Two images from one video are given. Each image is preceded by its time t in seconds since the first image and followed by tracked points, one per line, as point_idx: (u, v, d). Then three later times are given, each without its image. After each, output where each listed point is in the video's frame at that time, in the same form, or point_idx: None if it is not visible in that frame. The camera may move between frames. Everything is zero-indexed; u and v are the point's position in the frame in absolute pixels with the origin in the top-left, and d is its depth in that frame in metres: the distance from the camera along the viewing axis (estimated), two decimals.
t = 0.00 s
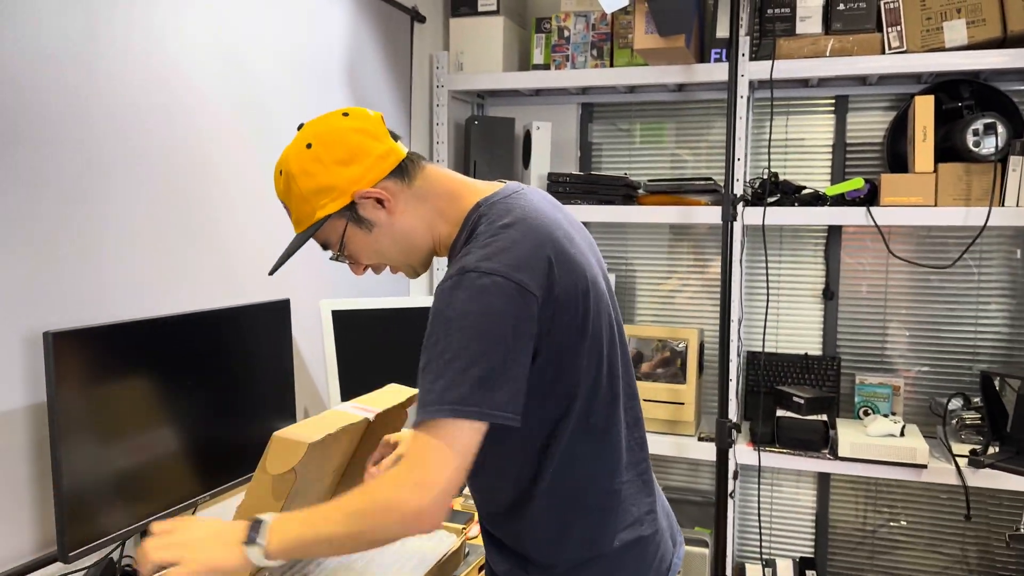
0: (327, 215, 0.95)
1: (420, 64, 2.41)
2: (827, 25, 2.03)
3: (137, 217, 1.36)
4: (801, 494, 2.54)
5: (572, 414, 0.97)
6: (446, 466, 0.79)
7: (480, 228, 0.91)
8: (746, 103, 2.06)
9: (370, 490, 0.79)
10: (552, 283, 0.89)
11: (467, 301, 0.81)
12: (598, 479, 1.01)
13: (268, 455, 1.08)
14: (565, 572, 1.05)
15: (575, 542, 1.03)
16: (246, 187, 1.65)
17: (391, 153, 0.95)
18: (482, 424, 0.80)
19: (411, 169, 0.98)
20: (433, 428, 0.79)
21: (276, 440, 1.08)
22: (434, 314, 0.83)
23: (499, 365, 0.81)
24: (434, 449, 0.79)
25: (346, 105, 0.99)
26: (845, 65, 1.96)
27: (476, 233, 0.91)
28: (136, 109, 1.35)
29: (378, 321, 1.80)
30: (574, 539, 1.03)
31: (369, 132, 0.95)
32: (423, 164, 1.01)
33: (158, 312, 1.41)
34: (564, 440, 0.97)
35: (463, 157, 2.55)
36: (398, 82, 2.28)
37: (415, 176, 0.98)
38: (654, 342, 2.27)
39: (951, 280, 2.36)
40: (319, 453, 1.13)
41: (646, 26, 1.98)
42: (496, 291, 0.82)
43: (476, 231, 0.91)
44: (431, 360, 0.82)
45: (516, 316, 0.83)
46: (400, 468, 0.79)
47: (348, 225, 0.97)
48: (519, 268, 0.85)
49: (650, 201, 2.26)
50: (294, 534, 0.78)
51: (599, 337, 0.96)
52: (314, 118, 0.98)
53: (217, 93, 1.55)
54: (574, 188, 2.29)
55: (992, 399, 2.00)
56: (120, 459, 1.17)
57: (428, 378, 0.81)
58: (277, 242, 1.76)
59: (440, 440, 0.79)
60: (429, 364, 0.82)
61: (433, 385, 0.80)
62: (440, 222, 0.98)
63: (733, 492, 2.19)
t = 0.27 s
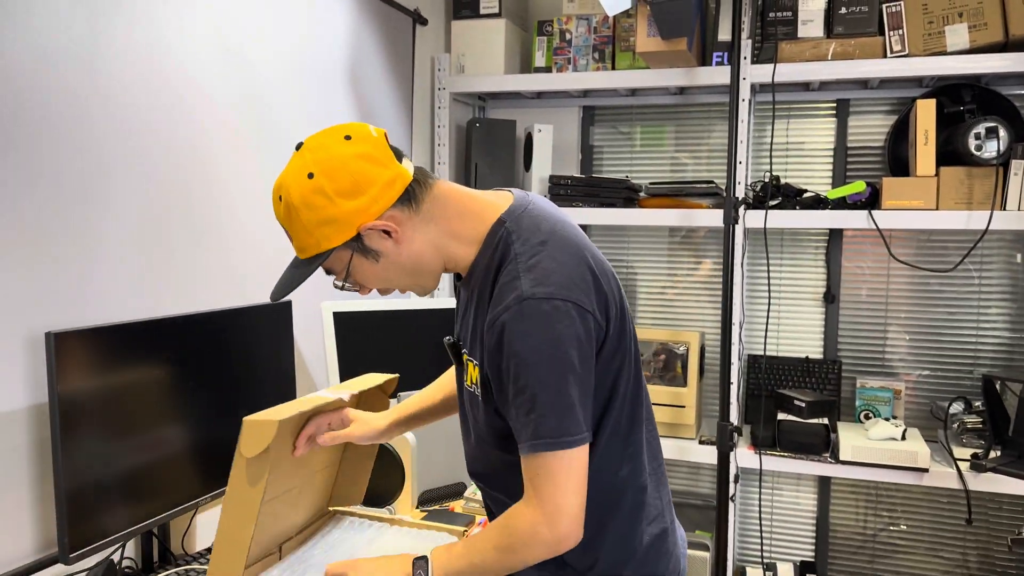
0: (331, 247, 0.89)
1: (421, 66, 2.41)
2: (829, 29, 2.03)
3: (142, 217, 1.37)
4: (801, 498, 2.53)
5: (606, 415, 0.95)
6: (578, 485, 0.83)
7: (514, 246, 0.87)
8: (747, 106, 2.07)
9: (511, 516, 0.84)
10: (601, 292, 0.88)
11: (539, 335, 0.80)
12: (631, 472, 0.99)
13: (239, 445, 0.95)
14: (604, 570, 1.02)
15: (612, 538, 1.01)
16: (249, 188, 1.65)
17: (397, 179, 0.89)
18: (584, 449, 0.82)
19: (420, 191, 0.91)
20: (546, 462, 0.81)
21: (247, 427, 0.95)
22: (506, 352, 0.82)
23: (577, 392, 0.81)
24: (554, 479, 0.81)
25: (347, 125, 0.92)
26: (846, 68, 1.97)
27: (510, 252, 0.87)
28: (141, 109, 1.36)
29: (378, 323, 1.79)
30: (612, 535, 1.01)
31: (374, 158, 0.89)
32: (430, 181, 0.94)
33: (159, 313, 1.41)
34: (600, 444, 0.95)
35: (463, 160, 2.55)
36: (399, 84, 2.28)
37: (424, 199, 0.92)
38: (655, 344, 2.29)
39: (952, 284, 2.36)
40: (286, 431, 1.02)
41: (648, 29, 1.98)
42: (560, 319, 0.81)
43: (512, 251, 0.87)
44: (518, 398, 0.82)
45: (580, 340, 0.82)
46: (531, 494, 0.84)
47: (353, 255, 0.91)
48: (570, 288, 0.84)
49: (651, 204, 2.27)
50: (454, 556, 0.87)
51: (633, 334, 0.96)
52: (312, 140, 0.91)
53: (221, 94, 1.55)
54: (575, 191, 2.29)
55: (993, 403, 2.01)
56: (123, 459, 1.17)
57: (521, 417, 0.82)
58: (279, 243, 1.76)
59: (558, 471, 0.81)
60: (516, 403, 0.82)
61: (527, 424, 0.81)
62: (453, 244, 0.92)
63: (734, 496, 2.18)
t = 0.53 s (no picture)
0: (360, 248, 0.87)
1: (421, 69, 2.41)
2: (829, 31, 2.03)
3: (145, 217, 1.37)
4: (802, 502, 2.53)
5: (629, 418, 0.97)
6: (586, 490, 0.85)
7: (548, 252, 0.89)
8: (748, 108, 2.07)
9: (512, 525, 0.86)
10: (631, 299, 0.90)
11: (578, 340, 0.82)
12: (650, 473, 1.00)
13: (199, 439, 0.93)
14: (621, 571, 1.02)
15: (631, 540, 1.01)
16: (250, 189, 1.65)
17: (432, 184, 0.88)
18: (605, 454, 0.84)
19: (452, 194, 0.91)
20: (562, 467, 0.83)
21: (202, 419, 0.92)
22: (543, 357, 0.84)
23: (612, 396, 0.83)
24: (564, 484, 0.84)
25: (384, 126, 0.90)
26: (847, 70, 1.97)
27: (544, 257, 0.89)
28: (145, 110, 1.36)
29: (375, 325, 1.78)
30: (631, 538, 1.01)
31: (409, 161, 0.87)
32: (461, 184, 0.93)
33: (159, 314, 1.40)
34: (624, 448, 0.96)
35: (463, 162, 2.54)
36: (399, 86, 2.28)
37: (455, 203, 0.91)
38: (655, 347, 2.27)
39: (952, 287, 2.36)
40: (245, 421, 0.99)
41: (648, 30, 1.98)
42: (599, 325, 0.83)
43: (546, 257, 0.88)
44: (548, 403, 0.83)
45: (614, 344, 0.85)
46: (537, 502, 0.85)
47: (382, 257, 0.89)
48: (605, 295, 0.86)
49: (651, 207, 2.27)
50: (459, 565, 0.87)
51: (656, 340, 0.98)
52: (348, 137, 0.89)
53: (224, 94, 1.56)
54: (575, 194, 2.28)
55: (995, 405, 1.98)
56: (124, 460, 1.16)
57: (550, 422, 0.83)
58: (280, 244, 1.76)
59: (568, 477, 0.83)
60: (546, 408, 0.83)
61: (558, 429, 0.83)
62: (480, 249, 0.93)
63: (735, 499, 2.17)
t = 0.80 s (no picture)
0: (389, 228, 0.89)
1: (420, 70, 2.41)
2: (829, 31, 2.03)
3: (145, 216, 1.36)
4: (803, 504, 2.52)
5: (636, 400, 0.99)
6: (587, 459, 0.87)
7: (563, 236, 0.93)
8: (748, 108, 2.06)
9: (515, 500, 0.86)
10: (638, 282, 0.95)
11: (595, 309, 0.86)
12: (653, 459, 1.03)
13: (215, 441, 0.91)
14: (624, 550, 1.04)
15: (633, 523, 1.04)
16: (249, 190, 1.64)
17: (454, 170, 0.91)
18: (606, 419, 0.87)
19: (469, 184, 0.94)
20: (571, 432, 0.86)
21: (220, 422, 0.90)
22: (560, 328, 0.87)
23: (625, 365, 0.87)
24: (567, 448, 0.86)
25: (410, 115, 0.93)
26: (847, 70, 1.97)
27: (559, 241, 0.93)
28: (146, 108, 1.36)
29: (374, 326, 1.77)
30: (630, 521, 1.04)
31: (436, 148, 0.90)
32: (475, 175, 0.97)
33: (156, 315, 1.39)
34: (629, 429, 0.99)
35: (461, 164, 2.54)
36: (398, 87, 2.27)
37: (473, 191, 0.95)
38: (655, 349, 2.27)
39: (952, 287, 2.35)
40: (266, 425, 0.96)
41: (648, 31, 1.97)
42: (614, 297, 0.87)
43: (561, 241, 0.93)
44: (564, 370, 0.86)
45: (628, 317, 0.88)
46: (539, 471, 0.87)
47: (406, 238, 0.92)
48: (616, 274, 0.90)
49: (650, 208, 2.26)
50: (457, 566, 0.85)
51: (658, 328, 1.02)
52: (376, 124, 0.91)
53: (223, 94, 1.55)
54: (574, 195, 2.27)
55: (996, 405, 1.97)
56: (122, 461, 1.15)
57: (564, 387, 0.86)
58: (279, 245, 1.75)
59: (574, 441, 0.86)
60: (561, 375, 0.86)
61: (572, 395, 0.85)
62: (495, 237, 0.97)
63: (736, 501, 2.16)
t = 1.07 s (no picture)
0: (400, 232, 0.89)
1: (418, 70, 2.41)
2: (827, 31, 2.03)
3: (143, 217, 1.36)
4: (802, 504, 2.51)
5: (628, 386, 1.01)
6: (584, 436, 0.88)
7: (564, 232, 0.96)
8: (746, 109, 2.06)
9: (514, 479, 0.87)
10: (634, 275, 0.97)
11: (598, 295, 0.88)
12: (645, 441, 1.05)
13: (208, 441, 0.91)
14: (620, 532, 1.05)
15: (632, 498, 1.05)
16: (246, 191, 1.64)
17: (459, 176, 0.93)
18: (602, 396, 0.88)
19: (470, 187, 0.95)
20: (572, 410, 0.87)
21: (212, 422, 0.90)
22: (564, 313, 0.89)
23: (625, 349, 0.89)
24: (566, 424, 0.87)
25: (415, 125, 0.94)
26: (845, 70, 1.97)
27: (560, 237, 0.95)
28: (144, 109, 1.36)
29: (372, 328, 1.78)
30: (628, 497, 1.05)
31: (444, 155, 0.91)
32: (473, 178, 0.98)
33: (152, 317, 1.38)
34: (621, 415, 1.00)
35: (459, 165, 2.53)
36: (396, 89, 2.27)
37: (474, 191, 0.96)
38: (654, 349, 2.26)
39: (951, 287, 2.35)
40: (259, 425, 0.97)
41: (645, 32, 1.99)
42: (616, 284, 0.89)
43: (562, 237, 0.95)
44: (567, 352, 0.87)
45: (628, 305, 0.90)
46: (536, 450, 0.87)
47: (416, 240, 0.91)
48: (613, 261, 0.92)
49: (649, 208, 2.26)
50: (456, 552, 0.86)
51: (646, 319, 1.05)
52: (384, 133, 0.92)
53: (220, 95, 1.55)
54: (573, 196, 2.27)
55: (995, 404, 1.98)
56: (120, 462, 1.15)
57: (567, 368, 0.87)
58: (276, 245, 1.75)
59: (574, 419, 0.87)
60: (564, 356, 0.87)
61: (575, 375, 0.87)
62: (496, 236, 0.98)
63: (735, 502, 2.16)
